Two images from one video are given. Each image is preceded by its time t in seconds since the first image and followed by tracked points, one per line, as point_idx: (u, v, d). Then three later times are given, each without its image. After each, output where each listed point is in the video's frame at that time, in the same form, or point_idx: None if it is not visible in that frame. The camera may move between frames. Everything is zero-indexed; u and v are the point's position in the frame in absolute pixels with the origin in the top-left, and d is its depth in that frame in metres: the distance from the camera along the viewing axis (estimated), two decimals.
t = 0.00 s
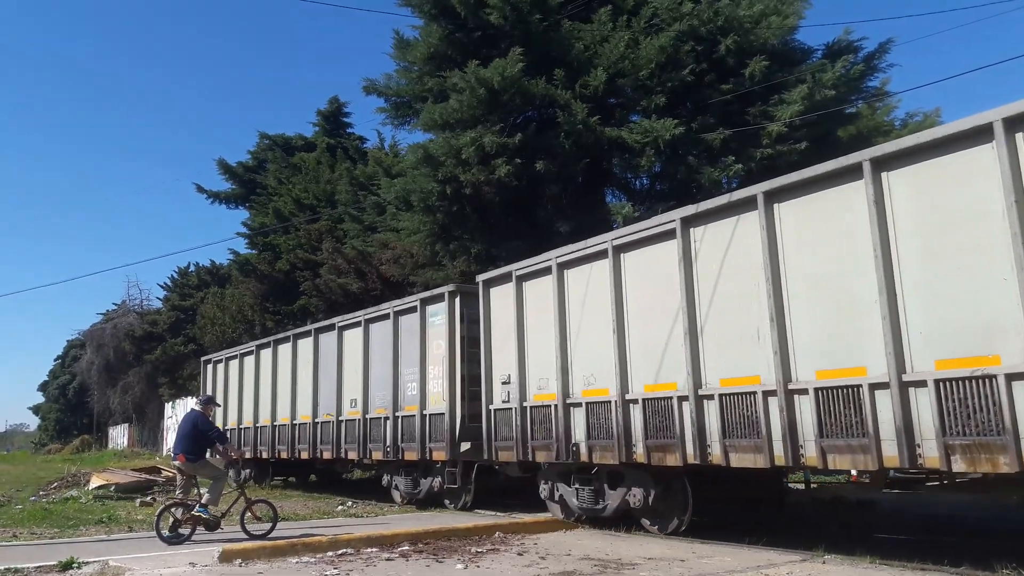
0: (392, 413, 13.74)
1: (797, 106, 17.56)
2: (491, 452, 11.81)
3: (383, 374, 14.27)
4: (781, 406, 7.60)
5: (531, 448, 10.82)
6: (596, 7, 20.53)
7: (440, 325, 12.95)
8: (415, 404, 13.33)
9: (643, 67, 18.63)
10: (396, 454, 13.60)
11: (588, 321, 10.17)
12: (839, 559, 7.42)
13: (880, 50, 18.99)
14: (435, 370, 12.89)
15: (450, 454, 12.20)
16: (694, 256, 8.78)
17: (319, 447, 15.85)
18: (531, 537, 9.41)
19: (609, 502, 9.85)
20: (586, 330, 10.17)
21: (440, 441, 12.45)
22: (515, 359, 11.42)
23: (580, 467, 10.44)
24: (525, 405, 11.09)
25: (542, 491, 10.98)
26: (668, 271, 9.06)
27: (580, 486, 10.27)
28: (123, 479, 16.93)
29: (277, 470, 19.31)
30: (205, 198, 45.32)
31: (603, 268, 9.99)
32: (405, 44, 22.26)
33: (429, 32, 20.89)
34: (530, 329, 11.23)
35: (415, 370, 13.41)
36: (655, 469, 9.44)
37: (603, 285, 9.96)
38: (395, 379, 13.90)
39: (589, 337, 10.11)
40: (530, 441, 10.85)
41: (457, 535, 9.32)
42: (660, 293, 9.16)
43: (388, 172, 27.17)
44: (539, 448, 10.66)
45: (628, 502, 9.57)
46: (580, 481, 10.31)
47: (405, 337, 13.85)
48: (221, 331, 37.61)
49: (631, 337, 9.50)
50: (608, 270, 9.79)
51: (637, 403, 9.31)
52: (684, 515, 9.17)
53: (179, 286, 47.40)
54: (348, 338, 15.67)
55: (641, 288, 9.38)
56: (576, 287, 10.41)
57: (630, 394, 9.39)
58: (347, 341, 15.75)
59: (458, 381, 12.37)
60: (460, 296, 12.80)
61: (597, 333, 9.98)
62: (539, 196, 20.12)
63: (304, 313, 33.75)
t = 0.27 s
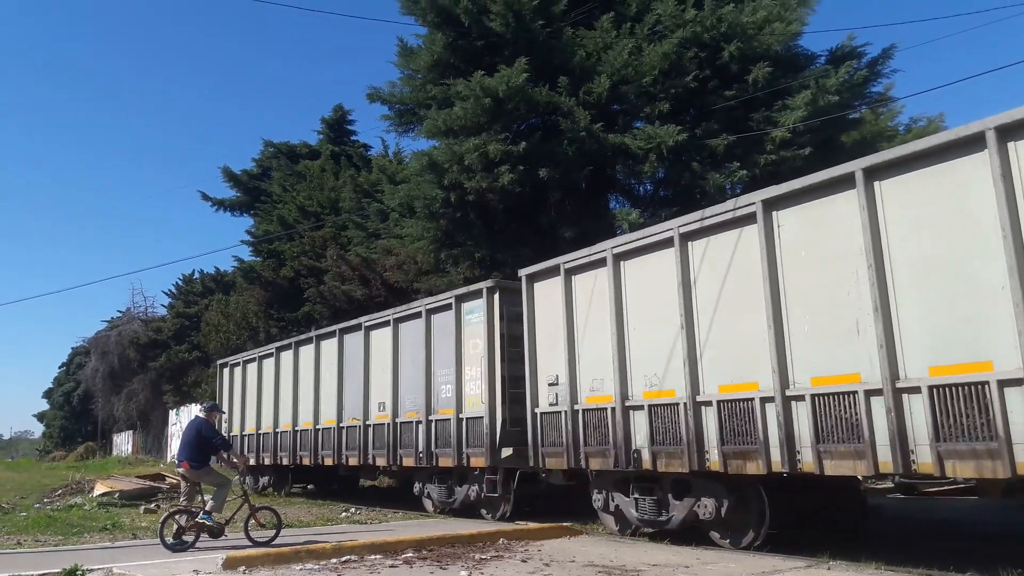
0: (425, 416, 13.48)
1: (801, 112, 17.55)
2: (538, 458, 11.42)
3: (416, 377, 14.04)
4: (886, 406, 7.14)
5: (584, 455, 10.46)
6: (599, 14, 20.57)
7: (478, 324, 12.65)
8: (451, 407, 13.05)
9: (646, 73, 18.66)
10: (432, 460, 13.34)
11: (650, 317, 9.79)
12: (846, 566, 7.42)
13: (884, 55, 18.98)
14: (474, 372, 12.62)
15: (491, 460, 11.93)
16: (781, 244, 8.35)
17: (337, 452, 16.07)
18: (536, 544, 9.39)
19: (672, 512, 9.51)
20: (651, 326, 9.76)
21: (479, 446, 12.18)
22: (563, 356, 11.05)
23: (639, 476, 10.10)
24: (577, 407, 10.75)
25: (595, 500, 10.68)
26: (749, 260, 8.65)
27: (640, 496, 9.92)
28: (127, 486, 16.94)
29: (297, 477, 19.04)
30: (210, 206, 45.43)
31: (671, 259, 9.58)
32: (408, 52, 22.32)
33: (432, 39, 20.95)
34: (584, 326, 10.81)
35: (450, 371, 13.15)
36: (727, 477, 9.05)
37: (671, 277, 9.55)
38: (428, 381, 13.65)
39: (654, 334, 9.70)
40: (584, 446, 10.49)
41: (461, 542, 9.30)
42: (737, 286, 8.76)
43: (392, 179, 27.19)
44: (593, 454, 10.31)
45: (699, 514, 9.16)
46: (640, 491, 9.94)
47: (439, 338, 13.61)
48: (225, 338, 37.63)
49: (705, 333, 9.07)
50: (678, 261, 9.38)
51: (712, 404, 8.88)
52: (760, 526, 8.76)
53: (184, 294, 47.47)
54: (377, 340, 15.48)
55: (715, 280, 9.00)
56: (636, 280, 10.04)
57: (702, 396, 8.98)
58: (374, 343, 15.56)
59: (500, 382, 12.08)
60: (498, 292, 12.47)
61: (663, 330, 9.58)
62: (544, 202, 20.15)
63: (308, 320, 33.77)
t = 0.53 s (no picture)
0: (456, 419, 12.68)
1: (803, 118, 17.58)
2: (588, 464, 10.59)
3: (446, 377, 13.25)
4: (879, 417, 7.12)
5: (642, 459, 9.68)
6: (602, 21, 20.63)
7: (518, 320, 11.84)
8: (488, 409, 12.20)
9: (648, 80, 18.71)
10: (465, 465, 12.52)
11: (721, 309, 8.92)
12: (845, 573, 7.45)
13: (885, 63, 19.02)
14: (513, 371, 11.80)
15: (532, 466, 11.08)
16: (878, 225, 7.40)
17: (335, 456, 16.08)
18: (535, 549, 9.40)
19: (744, 524, 8.65)
20: (721, 320, 8.90)
21: (519, 451, 11.38)
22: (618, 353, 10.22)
23: (705, 485, 9.23)
24: (633, 410, 9.91)
25: (653, 510, 9.88)
26: (840, 244, 7.75)
27: (707, 506, 9.07)
28: (126, 488, 16.94)
29: (314, 481, 18.34)
30: (212, 209, 45.50)
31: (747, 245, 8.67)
32: (411, 57, 22.39)
33: (434, 45, 21.01)
34: (642, 321, 9.99)
35: (484, 371, 12.38)
36: (810, 485, 8.16)
37: (746, 265, 8.65)
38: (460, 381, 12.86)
39: (727, 329, 8.82)
40: (643, 451, 9.70)
41: (461, 546, 9.30)
42: (827, 274, 7.85)
43: (394, 183, 27.24)
44: (655, 459, 9.51)
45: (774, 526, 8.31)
46: (707, 501, 9.10)
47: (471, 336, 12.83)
48: (226, 342, 37.66)
49: (787, 326, 8.20)
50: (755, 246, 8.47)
51: (798, 406, 7.96)
52: (847, 542, 7.82)
53: (185, 297, 47.52)
54: (404, 338, 14.61)
55: (800, 268, 8.09)
56: (704, 269, 9.18)
57: (785, 397, 8.08)
58: (400, 341, 14.67)
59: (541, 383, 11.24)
60: (538, 286, 11.74)
61: (737, 323, 8.71)
62: (545, 208, 20.20)
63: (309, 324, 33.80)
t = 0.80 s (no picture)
0: (485, 411, 11.84)
1: (797, 115, 17.56)
2: (638, 461, 9.72)
3: (474, 366, 12.40)
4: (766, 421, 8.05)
5: (704, 456, 8.73)
6: (597, 15, 20.58)
7: (554, 305, 10.95)
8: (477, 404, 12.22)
9: (643, 75, 18.68)
10: (496, 460, 11.64)
11: (799, 292, 7.99)
12: (836, 569, 7.47)
13: (880, 60, 19.02)
14: (549, 361, 10.92)
15: (572, 463, 10.16)
16: (989, 196, 6.53)
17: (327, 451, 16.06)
18: (527, 544, 9.39)
19: (822, 528, 7.78)
20: (802, 303, 7.96)
21: (556, 447, 10.51)
22: (675, 338, 9.27)
23: (772, 486, 8.36)
24: (692, 403, 8.97)
25: (711, 515, 8.99)
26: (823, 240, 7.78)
27: (777, 507, 8.22)
28: (117, 482, 16.87)
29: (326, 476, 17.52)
30: (205, 202, 45.30)
31: (835, 218, 7.70)
32: (406, 51, 22.30)
33: (429, 38, 20.92)
34: (701, 304, 9.04)
35: (517, 360, 11.50)
36: (900, 486, 7.30)
37: (833, 241, 7.71)
38: (489, 370, 11.99)
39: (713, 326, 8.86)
40: (704, 447, 8.75)
41: (453, 541, 9.29)
42: (929, 251, 6.94)
43: (388, 177, 27.15)
44: (717, 458, 8.57)
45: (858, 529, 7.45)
46: (778, 502, 8.25)
47: (501, 323, 11.95)
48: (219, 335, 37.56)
49: (880, 308, 7.27)
50: (846, 220, 7.51)
51: (894, 397, 7.03)
52: (946, 545, 6.97)
53: (178, 290, 47.32)
54: (394, 330, 14.67)
55: (891, 242, 7.20)
56: (780, 246, 8.23)
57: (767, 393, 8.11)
58: (392, 334, 14.69)
59: (582, 374, 10.32)
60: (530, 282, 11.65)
61: (820, 306, 7.78)
62: (540, 202, 20.17)
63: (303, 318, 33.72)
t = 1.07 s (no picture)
0: (520, 409, 10.90)
1: (788, 116, 17.62)
2: (700, 463, 8.84)
3: (506, 360, 11.44)
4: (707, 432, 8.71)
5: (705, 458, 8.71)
6: (589, 17, 20.63)
7: (598, 294, 10.08)
8: (467, 404, 12.10)
9: (635, 77, 18.73)
10: (534, 462, 10.66)
11: (789, 298, 8.02)
12: (826, 568, 7.52)
13: (871, 62, 19.11)
14: (593, 355, 10.03)
15: (622, 465, 9.32)
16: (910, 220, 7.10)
17: (314, 452, 16.03)
18: (519, 544, 9.41)
19: (920, 537, 6.92)
20: (902, 286, 7.09)
21: (603, 447, 9.61)
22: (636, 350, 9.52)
23: (857, 489, 7.53)
24: (765, 399, 8.07)
25: (782, 519, 8.15)
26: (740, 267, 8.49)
27: (863, 512, 7.36)
28: (107, 483, 16.81)
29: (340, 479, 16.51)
30: (195, 202, 45.15)
31: (940, 192, 6.86)
32: (398, 51, 22.29)
33: (421, 38, 20.92)
34: (776, 290, 8.17)
35: (555, 352, 10.58)
36: (1012, 491, 6.61)
37: (937, 217, 6.87)
38: (524, 365, 11.07)
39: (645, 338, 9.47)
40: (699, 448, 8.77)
41: (445, 542, 9.30)
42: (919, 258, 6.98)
43: (380, 178, 27.14)
44: (797, 458, 7.71)
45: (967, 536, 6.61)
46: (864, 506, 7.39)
47: (536, 314, 11.05)
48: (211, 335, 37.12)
49: (869, 314, 7.31)
50: (951, 192, 6.68)
51: (1016, 390, 6.18)
52: None
53: (168, 290, 47.13)
54: (382, 330, 14.63)
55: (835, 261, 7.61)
56: (871, 225, 7.39)
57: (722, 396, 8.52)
58: (382, 333, 14.66)
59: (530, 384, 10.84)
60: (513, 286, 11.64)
61: (921, 290, 6.93)
62: (531, 203, 20.20)
63: (294, 318, 33.65)
